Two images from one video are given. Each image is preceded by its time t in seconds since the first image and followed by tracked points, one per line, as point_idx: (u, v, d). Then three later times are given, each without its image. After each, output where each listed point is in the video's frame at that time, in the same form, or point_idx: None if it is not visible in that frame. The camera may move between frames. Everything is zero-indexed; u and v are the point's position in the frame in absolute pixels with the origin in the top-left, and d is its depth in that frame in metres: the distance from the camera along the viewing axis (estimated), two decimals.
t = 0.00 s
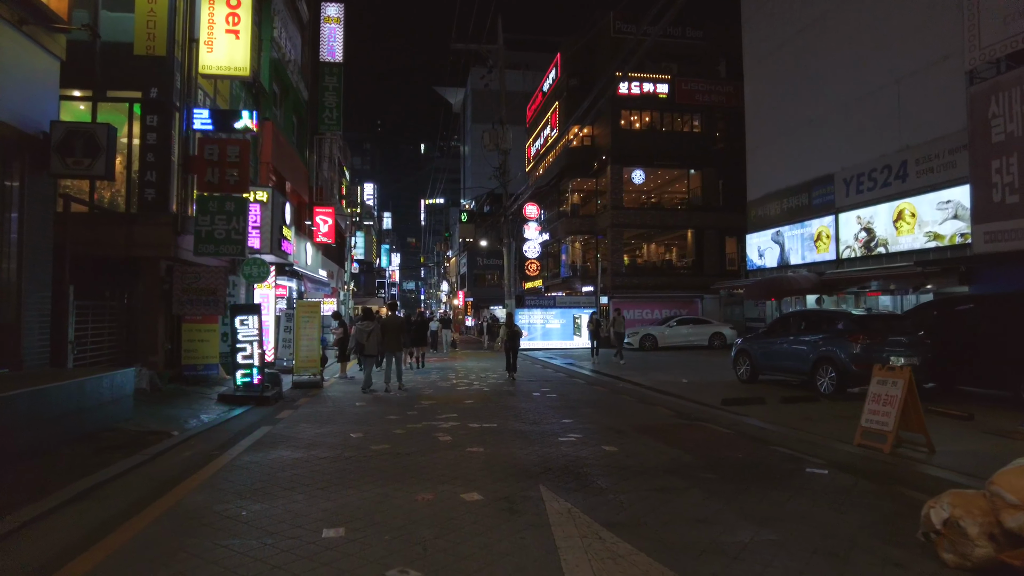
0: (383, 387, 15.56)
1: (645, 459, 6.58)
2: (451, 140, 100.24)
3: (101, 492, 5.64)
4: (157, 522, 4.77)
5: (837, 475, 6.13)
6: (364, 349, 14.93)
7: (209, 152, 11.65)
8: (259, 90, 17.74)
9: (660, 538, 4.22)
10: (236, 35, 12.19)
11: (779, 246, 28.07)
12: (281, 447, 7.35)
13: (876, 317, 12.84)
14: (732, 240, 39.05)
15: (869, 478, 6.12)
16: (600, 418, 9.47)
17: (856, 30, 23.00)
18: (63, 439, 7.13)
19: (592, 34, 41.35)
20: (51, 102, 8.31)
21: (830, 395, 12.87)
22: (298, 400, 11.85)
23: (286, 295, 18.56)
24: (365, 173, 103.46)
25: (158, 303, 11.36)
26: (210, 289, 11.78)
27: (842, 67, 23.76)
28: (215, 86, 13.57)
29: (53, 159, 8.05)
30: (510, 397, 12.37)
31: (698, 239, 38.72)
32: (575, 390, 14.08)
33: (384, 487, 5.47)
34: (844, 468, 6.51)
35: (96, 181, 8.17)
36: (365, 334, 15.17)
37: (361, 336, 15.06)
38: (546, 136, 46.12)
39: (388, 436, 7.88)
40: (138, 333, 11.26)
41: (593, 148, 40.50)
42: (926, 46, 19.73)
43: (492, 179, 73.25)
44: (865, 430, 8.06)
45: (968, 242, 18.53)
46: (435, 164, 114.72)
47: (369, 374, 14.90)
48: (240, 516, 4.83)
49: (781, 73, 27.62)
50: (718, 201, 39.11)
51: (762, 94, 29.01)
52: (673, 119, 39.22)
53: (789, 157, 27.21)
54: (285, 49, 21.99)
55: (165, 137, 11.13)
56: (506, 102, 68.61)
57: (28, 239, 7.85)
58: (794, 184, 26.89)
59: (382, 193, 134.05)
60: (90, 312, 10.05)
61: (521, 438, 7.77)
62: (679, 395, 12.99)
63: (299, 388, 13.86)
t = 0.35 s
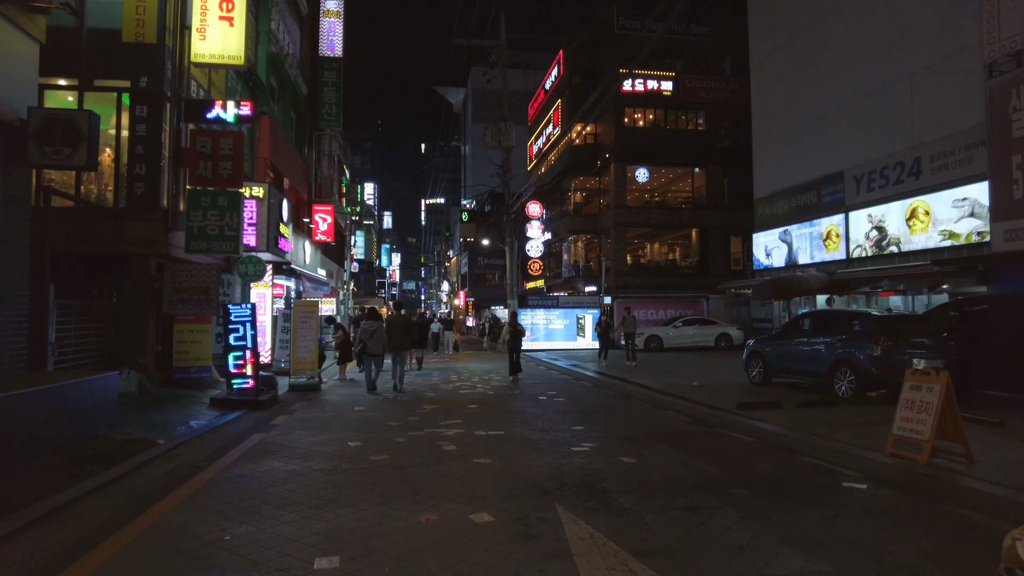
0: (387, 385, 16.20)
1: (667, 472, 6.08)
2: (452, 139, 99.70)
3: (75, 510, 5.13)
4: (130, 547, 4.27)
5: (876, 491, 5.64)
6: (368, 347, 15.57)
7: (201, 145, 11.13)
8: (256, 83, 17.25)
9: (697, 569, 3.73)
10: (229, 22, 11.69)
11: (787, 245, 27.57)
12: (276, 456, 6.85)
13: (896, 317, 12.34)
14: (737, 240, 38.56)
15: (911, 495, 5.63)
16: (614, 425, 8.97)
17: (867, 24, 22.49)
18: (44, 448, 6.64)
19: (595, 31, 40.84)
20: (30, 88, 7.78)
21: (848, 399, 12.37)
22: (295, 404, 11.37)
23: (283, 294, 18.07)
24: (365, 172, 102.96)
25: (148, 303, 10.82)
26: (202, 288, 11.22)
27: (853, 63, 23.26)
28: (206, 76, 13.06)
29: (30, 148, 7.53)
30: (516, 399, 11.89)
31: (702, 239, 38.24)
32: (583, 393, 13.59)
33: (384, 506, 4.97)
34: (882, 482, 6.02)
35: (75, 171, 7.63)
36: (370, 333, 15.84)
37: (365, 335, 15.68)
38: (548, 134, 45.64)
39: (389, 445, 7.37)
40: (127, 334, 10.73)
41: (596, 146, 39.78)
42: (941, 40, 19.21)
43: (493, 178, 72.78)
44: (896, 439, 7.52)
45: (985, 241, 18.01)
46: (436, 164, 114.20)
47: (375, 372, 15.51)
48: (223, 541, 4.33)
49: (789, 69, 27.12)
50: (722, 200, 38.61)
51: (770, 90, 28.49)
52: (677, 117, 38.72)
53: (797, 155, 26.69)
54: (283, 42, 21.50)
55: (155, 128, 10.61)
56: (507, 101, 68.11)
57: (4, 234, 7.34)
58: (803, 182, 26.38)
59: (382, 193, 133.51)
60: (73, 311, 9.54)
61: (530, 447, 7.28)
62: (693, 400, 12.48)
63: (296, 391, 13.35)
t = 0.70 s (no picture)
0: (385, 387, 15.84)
1: (687, 482, 5.55)
2: (451, 138, 99.14)
3: (29, 528, 4.58)
4: None
5: (919, 504, 5.10)
6: (371, 348, 15.17)
7: (186, 133, 10.60)
8: (248, 74, 16.73)
9: None
10: (216, 4, 11.11)
11: (792, 242, 27.05)
12: (260, 464, 6.32)
13: (914, 315, 11.81)
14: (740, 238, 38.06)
15: (958, 508, 5.09)
16: (622, 429, 8.45)
17: (875, 16, 21.99)
18: (6, 455, 6.10)
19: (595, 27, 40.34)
20: None
21: (864, 400, 11.84)
22: (284, 407, 10.83)
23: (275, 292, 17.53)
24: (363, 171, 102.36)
25: (131, 300, 10.26)
26: (187, 284, 10.71)
27: (861, 55, 22.76)
28: (192, 62, 12.49)
29: None
30: (518, 401, 11.37)
31: (704, 237, 37.72)
32: (587, 394, 13.04)
33: (374, 523, 4.42)
34: (923, 493, 5.47)
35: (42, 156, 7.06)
36: (372, 334, 15.39)
37: (368, 337, 15.24)
38: (547, 132, 45.11)
39: (382, 452, 6.83)
40: (108, 333, 10.15)
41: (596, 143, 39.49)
42: (953, 30, 18.71)
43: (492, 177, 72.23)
44: (928, 444, 6.96)
45: (1001, 236, 17.47)
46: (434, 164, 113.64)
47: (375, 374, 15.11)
48: (187, 567, 3.77)
49: (794, 63, 26.62)
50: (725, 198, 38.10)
51: (774, 85, 28.00)
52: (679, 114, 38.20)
53: (802, 150, 26.19)
54: (278, 35, 20.98)
55: (137, 115, 10.08)
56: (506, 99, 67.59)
57: None
58: (809, 178, 25.85)
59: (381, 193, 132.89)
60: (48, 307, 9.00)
61: (535, 454, 6.74)
62: (702, 401, 11.96)
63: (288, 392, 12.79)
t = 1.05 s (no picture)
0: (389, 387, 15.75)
1: (717, 501, 5.07)
2: (451, 137, 98.72)
3: None
4: None
5: (978, 526, 4.62)
6: (373, 349, 15.00)
7: (174, 126, 10.05)
8: (243, 67, 16.26)
9: None
10: None
11: (800, 241, 26.59)
12: (248, 479, 5.80)
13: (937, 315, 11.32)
14: (744, 237, 37.59)
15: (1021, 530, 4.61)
16: (637, 437, 7.94)
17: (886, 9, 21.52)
18: None
19: (598, 23, 39.88)
20: None
21: (886, 404, 11.34)
22: (278, 412, 10.31)
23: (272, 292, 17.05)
24: (363, 170, 101.91)
25: (116, 301, 9.73)
26: (177, 283, 10.22)
27: (871, 50, 22.28)
28: (183, 51, 11.98)
29: None
30: (523, 406, 10.88)
31: (708, 236, 37.24)
32: (595, 397, 12.57)
33: (374, 552, 3.94)
34: (979, 513, 4.99)
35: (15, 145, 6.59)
36: (374, 334, 15.17)
37: (370, 338, 15.06)
38: (549, 130, 44.63)
39: (382, 464, 6.31)
40: (92, 335, 9.63)
41: (598, 141, 39.02)
42: (968, 23, 18.23)
43: (493, 176, 71.80)
44: (971, 455, 6.45)
45: (1018, 234, 16.97)
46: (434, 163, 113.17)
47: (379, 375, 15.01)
48: None
49: (801, 59, 26.16)
50: (729, 196, 37.61)
51: (781, 81, 27.52)
52: (683, 111, 37.72)
53: (810, 147, 25.70)
54: (275, 28, 20.51)
55: (123, 106, 9.58)
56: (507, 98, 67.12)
57: None
58: (817, 176, 25.39)
59: (380, 193, 132.36)
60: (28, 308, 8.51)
61: (547, 466, 6.25)
62: (716, 406, 11.46)
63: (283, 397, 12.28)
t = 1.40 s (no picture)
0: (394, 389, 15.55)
1: (757, 526, 4.56)
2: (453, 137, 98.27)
3: None
4: None
5: None
6: (377, 351, 14.81)
7: (166, 116, 9.51)
8: (241, 60, 15.81)
9: None
10: None
11: (810, 240, 26.06)
12: (239, 497, 5.30)
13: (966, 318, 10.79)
14: (751, 236, 37.06)
15: None
16: (657, 449, 7.44)
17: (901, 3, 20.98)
18: None
19: (603, 20, 39.34)
20: None
21: (912, 411, 10.81)
22: (274, 418, 9.80)
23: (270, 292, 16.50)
24: (365, 170, 101.47)
25: (103, 300, 9.24)
26: (168, 283, 9.75)
27: (885, 45, 21.74)
28: (176, 39, 11.46)
29: None
30: (530, 412, 10.39)
31: (714, 236, 36.70)
32: (606, 402, 12.03)
33: None
34: None
35: None
36: (379, 336, 14.98)
37: (375, 339, 14.86)
38: (553, 128, 44.11)
39: (383, 480, 5.80)
40: (78, 337, 9.10)
41: (603, 139, 38.46)
42: (987, 16, 17.69)
43: (496, 175, 71.30)
44: None
45: None
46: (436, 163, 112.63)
47: (384, 376, 14.86)
48: None
49: (812, 54, 25.62)
50: (736, 195, 37.07)
51: (791, 77, 26.98)
52: (689, 109, 37.18)
53: (822, 145, 25.17)
54: (275, 21, 19.99)
55: (112, 96, 9.05)
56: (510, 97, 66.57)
57: None
58: (828, 174, 24.85)
59: (382, 193, 131.78)
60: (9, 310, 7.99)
61: (564, 482, 5.74)
62: (734, 412, 10.95)
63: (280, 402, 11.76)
